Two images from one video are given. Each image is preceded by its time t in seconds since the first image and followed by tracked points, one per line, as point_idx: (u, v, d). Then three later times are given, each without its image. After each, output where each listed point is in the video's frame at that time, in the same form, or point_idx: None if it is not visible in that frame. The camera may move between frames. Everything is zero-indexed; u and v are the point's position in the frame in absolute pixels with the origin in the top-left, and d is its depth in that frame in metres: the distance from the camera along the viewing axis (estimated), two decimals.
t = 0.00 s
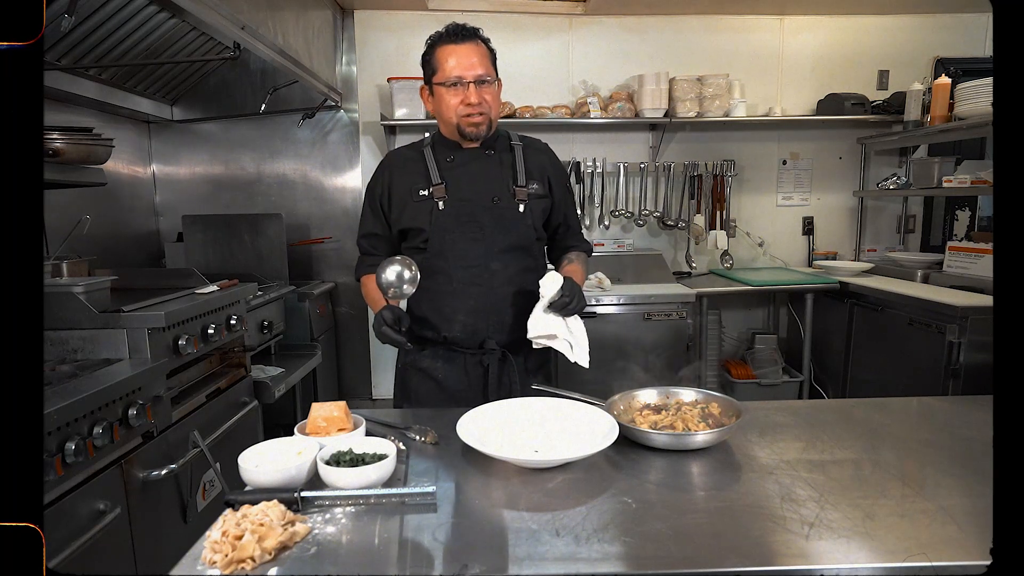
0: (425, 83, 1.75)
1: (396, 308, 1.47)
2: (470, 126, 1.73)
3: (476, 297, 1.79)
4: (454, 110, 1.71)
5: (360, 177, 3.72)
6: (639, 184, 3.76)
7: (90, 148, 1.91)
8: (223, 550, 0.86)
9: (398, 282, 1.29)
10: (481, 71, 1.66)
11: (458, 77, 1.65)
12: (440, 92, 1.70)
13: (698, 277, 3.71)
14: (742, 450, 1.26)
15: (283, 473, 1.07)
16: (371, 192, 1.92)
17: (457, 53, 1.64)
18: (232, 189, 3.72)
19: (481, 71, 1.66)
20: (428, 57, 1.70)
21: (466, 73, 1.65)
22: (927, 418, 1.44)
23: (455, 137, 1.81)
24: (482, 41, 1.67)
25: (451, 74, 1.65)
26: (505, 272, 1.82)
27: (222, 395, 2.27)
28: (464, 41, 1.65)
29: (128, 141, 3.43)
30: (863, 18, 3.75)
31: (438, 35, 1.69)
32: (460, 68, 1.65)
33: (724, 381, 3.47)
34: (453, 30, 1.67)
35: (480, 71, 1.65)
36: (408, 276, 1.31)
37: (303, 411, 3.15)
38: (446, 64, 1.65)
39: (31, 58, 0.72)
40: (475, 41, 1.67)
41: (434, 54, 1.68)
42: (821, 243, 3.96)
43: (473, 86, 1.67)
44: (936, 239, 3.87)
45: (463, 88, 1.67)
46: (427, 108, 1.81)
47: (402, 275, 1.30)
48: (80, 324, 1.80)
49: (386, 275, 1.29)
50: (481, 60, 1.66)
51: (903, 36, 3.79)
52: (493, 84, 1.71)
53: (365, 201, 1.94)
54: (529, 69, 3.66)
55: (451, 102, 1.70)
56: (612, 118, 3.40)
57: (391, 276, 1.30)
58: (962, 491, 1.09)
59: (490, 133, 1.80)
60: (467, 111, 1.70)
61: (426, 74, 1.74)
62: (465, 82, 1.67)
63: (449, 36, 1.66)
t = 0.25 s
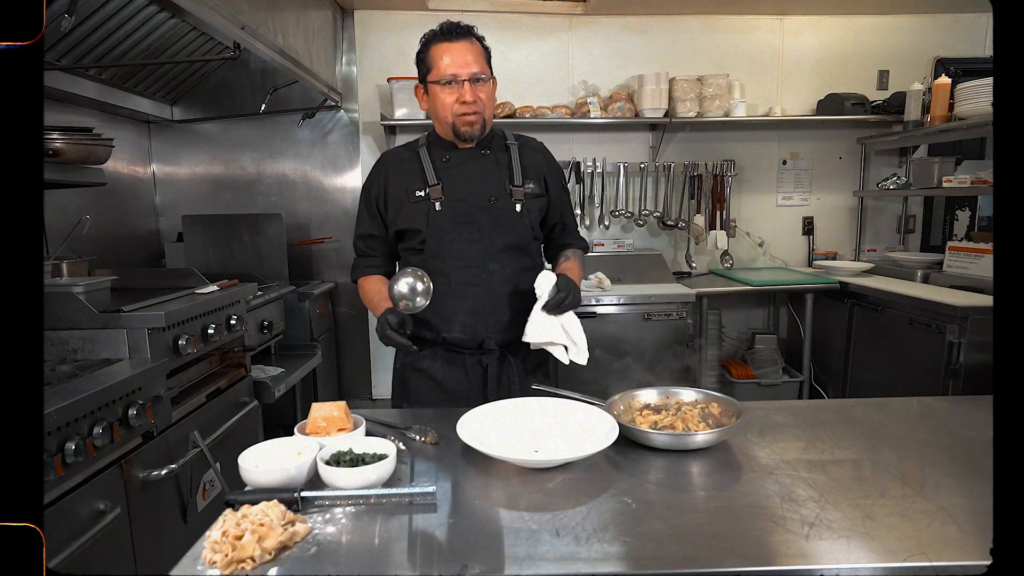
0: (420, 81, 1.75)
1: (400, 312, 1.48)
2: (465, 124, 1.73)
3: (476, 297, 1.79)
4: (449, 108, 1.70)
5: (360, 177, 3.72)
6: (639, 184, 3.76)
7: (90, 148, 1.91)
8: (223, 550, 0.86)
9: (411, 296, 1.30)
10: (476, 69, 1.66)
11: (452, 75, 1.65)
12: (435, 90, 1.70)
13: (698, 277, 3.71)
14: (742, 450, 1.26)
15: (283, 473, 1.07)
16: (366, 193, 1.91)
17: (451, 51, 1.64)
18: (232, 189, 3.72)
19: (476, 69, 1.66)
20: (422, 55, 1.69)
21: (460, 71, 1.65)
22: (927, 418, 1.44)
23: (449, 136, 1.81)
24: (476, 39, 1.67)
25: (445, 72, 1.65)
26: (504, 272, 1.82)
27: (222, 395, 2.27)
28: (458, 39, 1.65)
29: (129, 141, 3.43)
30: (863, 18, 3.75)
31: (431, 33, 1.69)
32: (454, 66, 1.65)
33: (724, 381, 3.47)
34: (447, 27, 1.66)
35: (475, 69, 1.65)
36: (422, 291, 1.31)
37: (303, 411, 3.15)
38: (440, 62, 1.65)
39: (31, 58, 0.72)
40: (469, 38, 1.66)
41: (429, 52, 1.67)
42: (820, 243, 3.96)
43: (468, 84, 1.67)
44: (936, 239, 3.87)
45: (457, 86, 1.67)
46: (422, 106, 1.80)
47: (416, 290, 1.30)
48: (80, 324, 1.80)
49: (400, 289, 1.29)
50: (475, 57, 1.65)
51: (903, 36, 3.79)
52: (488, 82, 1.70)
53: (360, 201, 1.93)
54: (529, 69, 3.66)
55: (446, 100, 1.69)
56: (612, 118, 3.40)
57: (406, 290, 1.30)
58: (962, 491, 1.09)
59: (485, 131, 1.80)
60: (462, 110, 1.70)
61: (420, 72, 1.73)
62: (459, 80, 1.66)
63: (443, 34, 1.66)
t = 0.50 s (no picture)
0: (417, 82, 1.75)
1: (397, 307, 1.46)
2: (462, 125, 1.73)
3: (476, 298, 1.79)
4: (446, 108, 1.70)
5: (360, 177, 3.72)
6: (639, 184, 3.76)
7: (90, 148, 1.91)
8: (223, 550, 0.86)
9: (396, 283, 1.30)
10: (473, 70, 1.66)
11: (450, 75, 1.65)
12: (432, 91, 1.70)
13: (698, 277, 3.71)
14: (742, 450, 1.26)
15: (283, 473, 1.07)
16: (362, 194, 1.91)
17: (449, 52, 1.64)
18: (232, 189, 3.72)
19: (473, 70, 1.66)
20: (420, 56, 1.70)
21: (457, 71, 1.65)
22: (927, 418, 1.44)
23: (446, 137, 1.80)
24: (474, 40, 1.67)
25: (443, 73, 1.65)
26: (503, 272, 1.82)
27: (222, 395, 2.27)
28: (456, 40, 1.65)
29: (128, 141, 3.43)
30: (863, 18, 3.75)
31: (429, 33, 1.69)
32: (451, 66, 1.65)
33: (723, 381, 3.47)
34: (445, 28, 1.66)
35: (472, 70, 1.65)
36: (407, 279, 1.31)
37: (303, 411, 3.15)
38: (438, 63, 1.65)
39: (31, 58, 0.72)
40: (467, 39, 1.67)
41: (426, 52, 1.68)
42: (820, 243, 3.96)
43: (465, 85, 1.67)
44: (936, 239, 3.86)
45: (455, 87, 1.67)
46: (419, 107, 1.80)
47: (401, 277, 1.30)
48: (80, 324, 1.80)
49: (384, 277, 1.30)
50: (473, 58, 1.66)
51: (903, 36, 3.79)
52: (485, 83, 1.70)
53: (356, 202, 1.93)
54: (529, 69, 3.66)
55: (443, 100, 1.69)
56: (612, 118, 3.40)
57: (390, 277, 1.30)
58: (962, 491, 1.09)
59: (482, 132, 1.80)
60: (459, 110, 1.70)
61: (417, 73, 1.73)
62: (457, 80, 1.66)
63: (441, 34, 1.66)
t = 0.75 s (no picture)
0: (416, 83, 1.75)
1: (395, 309, 1.46)
2: (461, 127, 1.73)
3: (476, 298, 1.79)
4: (445, 111, 1.70)
5: (360, 177, 3.72)
6: (639, 184, 3.76)
7: (90, 148, 1.91)
8: (223, 550, 0.86)
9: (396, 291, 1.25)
10: (472, 73, 1.66)
11: (449, 78, 1.65)
12: (431, 93, 1.70)
13: (698, 277, 3.71)
14: (742, 450, 1.26)
15: (283, 473, 1.07)
16: (361, 194, 1.91)
17: (448, 54, 1.64)
18: (232, 189, 3.72)
19: (472, 73, 1.66)
20: (419, 58, 1.69)
21: (457, 74, 1.65)
22: (927, 418, 1.44)
23: (445, 138, 1.81)
24: (473, 42, 1.67)
25: (442, 75, 1.65)
26: (503, 272, 1.82)
27: (222, 395, 2.27)
28: (455, 43, 1.65)
29: (128, 141, 3.43)
30: (863, 18, 3.75)
31: (428, 36, 1.69)
32: (451, 69, 1.65)
33: (723, 381, 3.47)
34: (444, 31, 1.66)
35: (472, 73, 1.65)
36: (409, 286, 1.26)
37: (302, 411, 3.15)
38: (437, 65, 1.65)
39: (31, 58, 0.72)
40: (466, 41, 1.67)
41: (425, 54, 1.67)
42: (820, 243, 3.96)
43: (464, 87, 1.67)
44: (936, 239, 3.86)
45: (454, 90, 1.67)
46: (417, 108, 1.80)
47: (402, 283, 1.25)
48: (80, 324, 1.80)
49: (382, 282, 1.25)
50: (472, 61, 1.66)
51: (903, 35, 3.79)
52: (484, 85, 1.71)
53: (354, 203, 1.92)
54: (529, 69, 3.66)
55: (442, 103, 1.69)
56: (612, 118, 3.40)
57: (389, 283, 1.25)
58: (962, 491, 1.09)
59: (481, 134, 1.81)
60: (459, 113, 1.70)
61: (416, 75, 1.73)
62: (456, 83, 1.66)
63: (440, 36, 1.66)
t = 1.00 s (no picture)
0: (416, 84, 1.74)
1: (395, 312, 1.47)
2: (462, 128, 1.73)
3: (476, 298, 1.79)
4: (446, 112, 1.70)
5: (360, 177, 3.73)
6: (639, 184, 3.76)
7: (90, 148, 1.91)
8: (223, 550, 0.86)
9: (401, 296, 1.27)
10: (473, 73, 1.66)
11: (450, 79, 1.65)
12: (432, 93, 1.69)
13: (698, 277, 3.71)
14: (742, 450, 1.26)
15: (283, 473, 1.07)
16: (361, 195, 1.91)
17: (449, 55, 1.64)
18: (232, 189, 3.72)
19: (473, 73, 1.66)
20: (420, 58, 1.69)
21: (458, 75, 1.65)
22: (927, 418, 1.44)
23: (446, 139, 1.80)
24: (474, 42, 1.67)
25: (443, 77, 1.65)
26: (503, 272, 1.82)
27: (222, 395, 2.27)
28: (456, 44, 1.65)
29: (128, 141, 3.43)
30: (863, 18, 3.75)
31: (429, 36, 1.68)
32: (452, 70, 1.64)
33: (723, 381, 3.47)
34: (445, 31, 1.66)
35: (472, 74, 1.65)
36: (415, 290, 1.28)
37: (303, 411, 3.15)
38: (438, 66, 1.65)
39: (31, 58, 0.72)
40: (467, 42, 1.67)
41: (426, 55, 1.67)
42: (820, 243, 3.96)
43: (465, 88, 1.67)
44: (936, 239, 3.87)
45: (455, 91, 1.67)
46: (418, 108, 1.80)
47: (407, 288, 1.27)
48: (80, 324, 1.80)
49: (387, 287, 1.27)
50: (473, 61, 1.66)
51: (903, 35, 3.79)
52: (485, 86, 1.71)
53: (354, 203, 1.92)
54: (529, 69, 3.66)
55: (443, 104, 1.69)
56: (612, 118, 3.40)
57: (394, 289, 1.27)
58: (962, 490, 1.09)
59: (482, 135, 1.81)
60: (460, 114, 1.70)
61: (417, 75, 1.73)
62: (457, 84, 1.66)
63: (441, 37, 1.66)
